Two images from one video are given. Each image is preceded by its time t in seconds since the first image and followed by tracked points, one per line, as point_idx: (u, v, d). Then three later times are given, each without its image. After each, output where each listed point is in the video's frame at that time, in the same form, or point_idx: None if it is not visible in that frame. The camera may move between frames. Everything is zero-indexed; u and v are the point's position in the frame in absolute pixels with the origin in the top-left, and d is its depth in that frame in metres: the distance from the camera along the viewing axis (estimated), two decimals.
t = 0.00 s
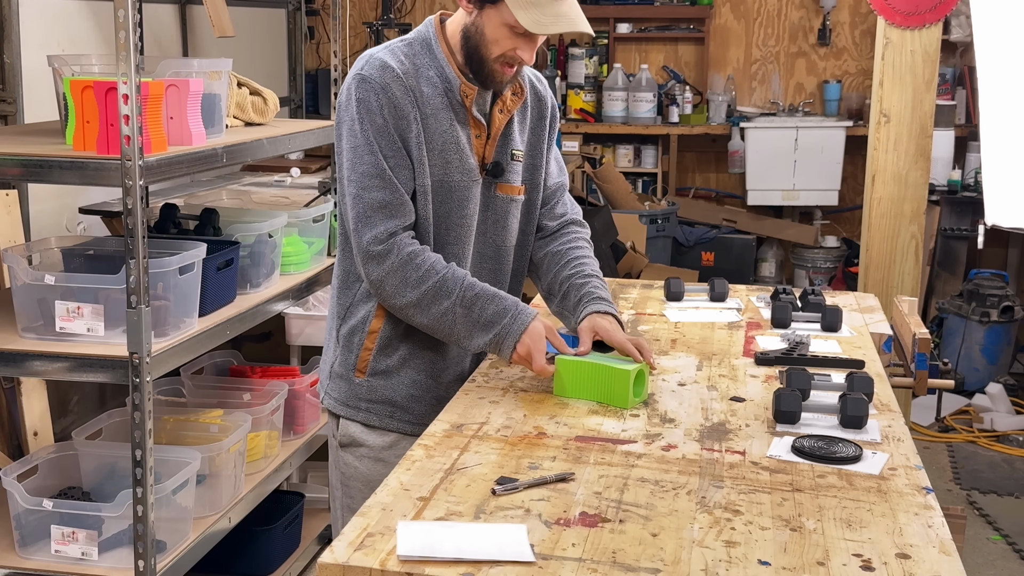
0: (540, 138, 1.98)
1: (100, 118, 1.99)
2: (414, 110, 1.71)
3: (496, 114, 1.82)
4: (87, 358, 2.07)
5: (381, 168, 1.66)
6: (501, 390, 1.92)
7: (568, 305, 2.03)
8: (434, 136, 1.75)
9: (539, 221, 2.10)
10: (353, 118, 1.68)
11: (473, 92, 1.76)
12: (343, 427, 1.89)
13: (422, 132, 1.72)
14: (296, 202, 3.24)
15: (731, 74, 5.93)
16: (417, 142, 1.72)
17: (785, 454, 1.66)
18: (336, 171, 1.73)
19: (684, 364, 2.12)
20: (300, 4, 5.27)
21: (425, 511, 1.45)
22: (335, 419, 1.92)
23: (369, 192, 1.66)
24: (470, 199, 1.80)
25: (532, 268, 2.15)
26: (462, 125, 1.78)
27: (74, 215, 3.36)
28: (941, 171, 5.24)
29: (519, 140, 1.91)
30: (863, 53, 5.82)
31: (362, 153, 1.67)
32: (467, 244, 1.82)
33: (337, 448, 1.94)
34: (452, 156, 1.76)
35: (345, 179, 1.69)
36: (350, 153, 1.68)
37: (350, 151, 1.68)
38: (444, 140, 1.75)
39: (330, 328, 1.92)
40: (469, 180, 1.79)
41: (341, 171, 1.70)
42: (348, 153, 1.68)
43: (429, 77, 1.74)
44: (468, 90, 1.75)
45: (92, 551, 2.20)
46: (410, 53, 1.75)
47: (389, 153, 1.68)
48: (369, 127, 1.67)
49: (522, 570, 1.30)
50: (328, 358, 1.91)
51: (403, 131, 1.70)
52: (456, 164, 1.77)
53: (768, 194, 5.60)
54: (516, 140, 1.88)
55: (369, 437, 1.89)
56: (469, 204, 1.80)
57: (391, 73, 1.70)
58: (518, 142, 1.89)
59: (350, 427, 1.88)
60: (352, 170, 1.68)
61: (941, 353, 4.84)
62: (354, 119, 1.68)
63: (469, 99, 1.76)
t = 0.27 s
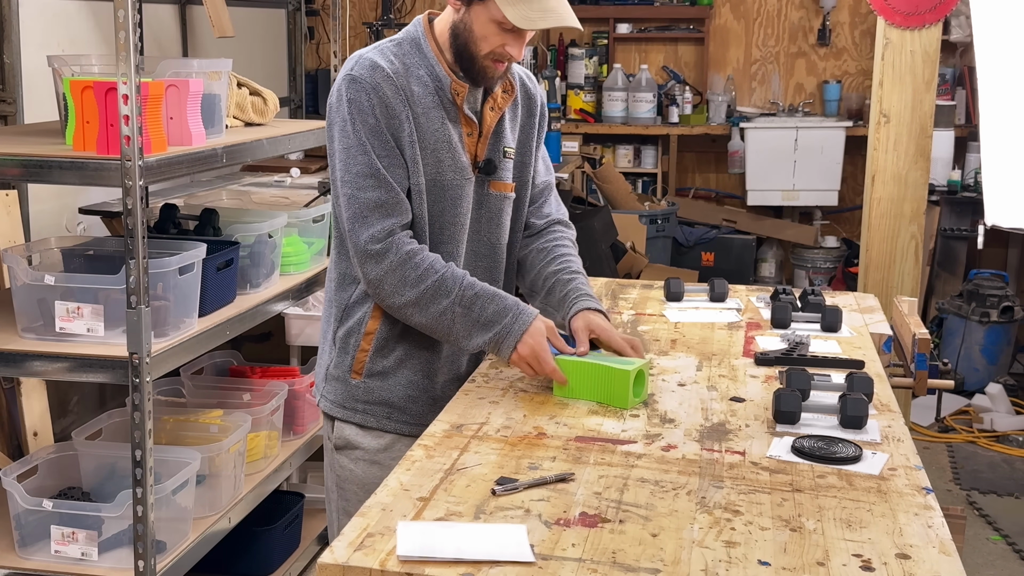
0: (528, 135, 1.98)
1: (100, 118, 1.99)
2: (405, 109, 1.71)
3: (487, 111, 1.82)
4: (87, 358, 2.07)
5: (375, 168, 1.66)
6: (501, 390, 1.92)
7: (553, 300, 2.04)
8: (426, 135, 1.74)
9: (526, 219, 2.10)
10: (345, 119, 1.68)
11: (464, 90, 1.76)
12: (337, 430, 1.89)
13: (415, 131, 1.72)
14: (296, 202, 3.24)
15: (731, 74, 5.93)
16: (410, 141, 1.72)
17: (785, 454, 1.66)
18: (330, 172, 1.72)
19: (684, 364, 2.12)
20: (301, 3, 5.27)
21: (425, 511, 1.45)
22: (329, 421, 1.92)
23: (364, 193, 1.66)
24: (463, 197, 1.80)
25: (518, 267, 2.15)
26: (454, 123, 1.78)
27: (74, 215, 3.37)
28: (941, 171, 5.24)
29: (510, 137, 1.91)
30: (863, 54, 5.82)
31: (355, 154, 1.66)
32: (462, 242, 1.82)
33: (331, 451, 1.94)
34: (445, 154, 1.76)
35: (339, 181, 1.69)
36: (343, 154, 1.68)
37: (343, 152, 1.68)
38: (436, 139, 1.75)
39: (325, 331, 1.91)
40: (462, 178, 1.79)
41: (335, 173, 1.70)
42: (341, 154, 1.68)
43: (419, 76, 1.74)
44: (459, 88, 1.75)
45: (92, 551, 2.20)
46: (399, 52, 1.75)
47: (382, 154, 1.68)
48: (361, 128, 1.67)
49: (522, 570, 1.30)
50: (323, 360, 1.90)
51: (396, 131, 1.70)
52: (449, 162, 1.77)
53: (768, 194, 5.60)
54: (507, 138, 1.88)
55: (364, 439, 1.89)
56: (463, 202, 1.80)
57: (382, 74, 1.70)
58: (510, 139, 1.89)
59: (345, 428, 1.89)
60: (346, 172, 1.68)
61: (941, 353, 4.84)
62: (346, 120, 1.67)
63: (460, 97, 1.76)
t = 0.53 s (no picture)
0: (515, 136, 1.98)
1: (100, 118, 1.99)
2: (397, 111, 1.71)
3: (476, 111, 1.83)
4: (87, 358, 2.07)
5: (369, 172, 1.66)
6: (501, 390, 1.92)
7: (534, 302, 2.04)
8: (419, 137, 1.75)
9: (507, 222, 2.09)
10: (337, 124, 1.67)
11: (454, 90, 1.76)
12: (341, 438, 1.89)
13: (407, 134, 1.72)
14: (296, 202, 3.24)
15: (731, 74, 5.93)
16: (403, 144, 1.72)
17: (785, 454, 1.66)
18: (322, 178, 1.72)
19: (684, 364, 2.12)
20: (301, 3, 5.27)
21: (425, 511, 1.45)
22: (332, 429, 1.91)
23: (359, 198, 1.66)
24: (456, 198, 1.80)
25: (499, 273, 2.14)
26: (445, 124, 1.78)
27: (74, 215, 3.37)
28: (941, 171, 5.24)
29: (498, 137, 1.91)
30: (863, 54, 5.82)
31: (349, 159, 1.66)
32: (455, 243, 1.82)
33: (333, 458, 1.93)
34: (437, 155, 1.76)
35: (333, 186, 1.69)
36: (336, 159, 1.67)
37: (336, 158, 1.67)
38: (427, 140, 1.75)
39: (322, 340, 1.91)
40: (455, 178, 1.79)
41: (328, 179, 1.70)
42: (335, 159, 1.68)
43: (409, 78, 1.73)
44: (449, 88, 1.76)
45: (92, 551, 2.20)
46: (387, 54, 1.75)
47: (376, 158, 1.68)
48: (355, 132, 1.67)
49: (522, 570, 1.30)
50: (322, 370, 1.89)
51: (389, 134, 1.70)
52: (441, 163, 1.77)
53: (768, 194, 5.60)
54: (496, 138, 1.89)
55: (368, 447, 1.88)
56: (455, 203, 1.80)
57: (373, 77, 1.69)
58: (498, 139, 1.89)
59: (348, 436, 1.88)
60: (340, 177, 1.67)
61: (941, 353, 4.84)
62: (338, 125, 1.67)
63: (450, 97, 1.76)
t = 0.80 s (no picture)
0: (508, 135, 1.97)
1: (100, 119, 1.99)
2: (386, 110, 1.71)
3: (467, 110, 1.83)
4: (88, 358, 2.07)
5: (358, 171, 1.66)
6: (501, 390, 1.92)
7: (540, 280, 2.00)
8: (410, 136, 1.74)
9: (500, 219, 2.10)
10: (326, 125, 1.67)
11: (444, 88, 1.76)
12: (340, 442, 1.88)
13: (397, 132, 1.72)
14: (296, 202, 3.24)
15: (731, 74, 5.92)
16: (393, 143, 1.71)
17: (785, 454, 1.66)
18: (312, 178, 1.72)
19: (684, 364, 2.12)
20: (301, 4, 5.27)
21: (425, 511, 1.45)
22: (331, 433, 1.91)
23: (348, 197, 1.66)
24: (447, 197, 1.80)
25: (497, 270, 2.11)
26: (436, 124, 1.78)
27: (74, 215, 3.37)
28: (941, 171, 5.24)
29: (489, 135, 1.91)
30: (863, 54, 5.82)
31: (339, 159, 1.66)
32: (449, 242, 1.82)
33: (332, 461, 1.92)
34: (428, 152, 1.76)
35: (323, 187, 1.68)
36: (323, 157, 1.67)
37: (325, 159, 1.67)
38: (418, 139, 1.75)
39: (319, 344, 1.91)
40: (446, 176, 1.79)
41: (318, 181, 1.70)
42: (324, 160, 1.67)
43: (398, 78, 1.74)
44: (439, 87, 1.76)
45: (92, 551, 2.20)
46: (376, 54, 1.75)
47: (365, 157, 1.68)
48: (343, 132, 1.66)
49: (522, 570, 1.30)
50: (319, 377, 1.89)
51: (378, 133, 1.70)
52: (432, 161, 1.77)
53: (768, 194, 5.60)
54: (487, 137, 1.89)
55: (367, 451, 1.88)
56: (447, 202, 1.80)
57: (361, 77, 1.69)
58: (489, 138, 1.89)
59: (347, 440, 1.88)
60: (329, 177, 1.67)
61: (941, 353, 4.84)
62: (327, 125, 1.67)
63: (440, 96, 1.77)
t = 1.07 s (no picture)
0: (502, 133, 1.97)
1: (100, 118, 1.99)
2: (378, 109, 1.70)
3: (460, 108, 1.83)
4: (88, 358, 2.07)
5: (347, 170, 1.66)
6: (501, 390, 1.92)
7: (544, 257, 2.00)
8: (402, 134, 1.74)
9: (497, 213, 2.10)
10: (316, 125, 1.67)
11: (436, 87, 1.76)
12: (336, 443, 1.88)
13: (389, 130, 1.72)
14: (296, 202, 3.24)
15: (731, 74, 5.92)
16: (384, 142, 1.71)
17: (785, 454, 1.66)
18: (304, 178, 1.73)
19: (684, 364, 2.12)
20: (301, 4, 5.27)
21: (425, 511, 1.45)
22: (328, 435, 1.90)
23: (339, 196, 1.66)
24: (441, 195, 1.80)
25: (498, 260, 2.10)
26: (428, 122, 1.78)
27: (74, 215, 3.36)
28: (941, 172, 5.24)
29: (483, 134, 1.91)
30: (863, 54, 5.82)
31: (329, 158, 1.66)
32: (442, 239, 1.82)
33: (330, 463, 1.92)
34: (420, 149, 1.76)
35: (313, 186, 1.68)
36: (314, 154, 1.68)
37: (315, 158, 1.67)
38: (410, 138, 1.75)
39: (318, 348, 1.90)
40: (438, 174, 1.79)
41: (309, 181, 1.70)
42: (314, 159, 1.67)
43: (390, 77, 1.73)
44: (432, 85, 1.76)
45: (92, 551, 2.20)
46: (367, 53, 1.75)
47: (356, 156, 1.68)
48: (334, 131, 1.66)
49: (522, 570, 1.30)
50: (315, 379, 1.89)
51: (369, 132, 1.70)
52: (424, 158, 1.77)
53: (768, 194, 5.60)
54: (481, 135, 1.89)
55: (365, 452, 1.88)
56: (440, 201, 1.80)
57: (351, 76, 1.69)
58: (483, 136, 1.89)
59: (345, 441, 1.88)
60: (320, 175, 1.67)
61: (941, 353, 4.84)
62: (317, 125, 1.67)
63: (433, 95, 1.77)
